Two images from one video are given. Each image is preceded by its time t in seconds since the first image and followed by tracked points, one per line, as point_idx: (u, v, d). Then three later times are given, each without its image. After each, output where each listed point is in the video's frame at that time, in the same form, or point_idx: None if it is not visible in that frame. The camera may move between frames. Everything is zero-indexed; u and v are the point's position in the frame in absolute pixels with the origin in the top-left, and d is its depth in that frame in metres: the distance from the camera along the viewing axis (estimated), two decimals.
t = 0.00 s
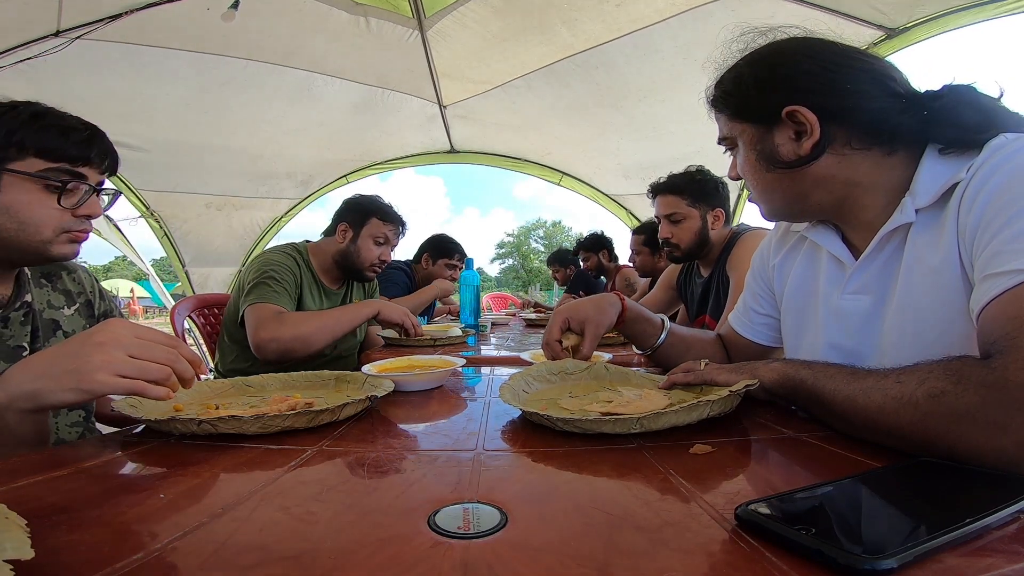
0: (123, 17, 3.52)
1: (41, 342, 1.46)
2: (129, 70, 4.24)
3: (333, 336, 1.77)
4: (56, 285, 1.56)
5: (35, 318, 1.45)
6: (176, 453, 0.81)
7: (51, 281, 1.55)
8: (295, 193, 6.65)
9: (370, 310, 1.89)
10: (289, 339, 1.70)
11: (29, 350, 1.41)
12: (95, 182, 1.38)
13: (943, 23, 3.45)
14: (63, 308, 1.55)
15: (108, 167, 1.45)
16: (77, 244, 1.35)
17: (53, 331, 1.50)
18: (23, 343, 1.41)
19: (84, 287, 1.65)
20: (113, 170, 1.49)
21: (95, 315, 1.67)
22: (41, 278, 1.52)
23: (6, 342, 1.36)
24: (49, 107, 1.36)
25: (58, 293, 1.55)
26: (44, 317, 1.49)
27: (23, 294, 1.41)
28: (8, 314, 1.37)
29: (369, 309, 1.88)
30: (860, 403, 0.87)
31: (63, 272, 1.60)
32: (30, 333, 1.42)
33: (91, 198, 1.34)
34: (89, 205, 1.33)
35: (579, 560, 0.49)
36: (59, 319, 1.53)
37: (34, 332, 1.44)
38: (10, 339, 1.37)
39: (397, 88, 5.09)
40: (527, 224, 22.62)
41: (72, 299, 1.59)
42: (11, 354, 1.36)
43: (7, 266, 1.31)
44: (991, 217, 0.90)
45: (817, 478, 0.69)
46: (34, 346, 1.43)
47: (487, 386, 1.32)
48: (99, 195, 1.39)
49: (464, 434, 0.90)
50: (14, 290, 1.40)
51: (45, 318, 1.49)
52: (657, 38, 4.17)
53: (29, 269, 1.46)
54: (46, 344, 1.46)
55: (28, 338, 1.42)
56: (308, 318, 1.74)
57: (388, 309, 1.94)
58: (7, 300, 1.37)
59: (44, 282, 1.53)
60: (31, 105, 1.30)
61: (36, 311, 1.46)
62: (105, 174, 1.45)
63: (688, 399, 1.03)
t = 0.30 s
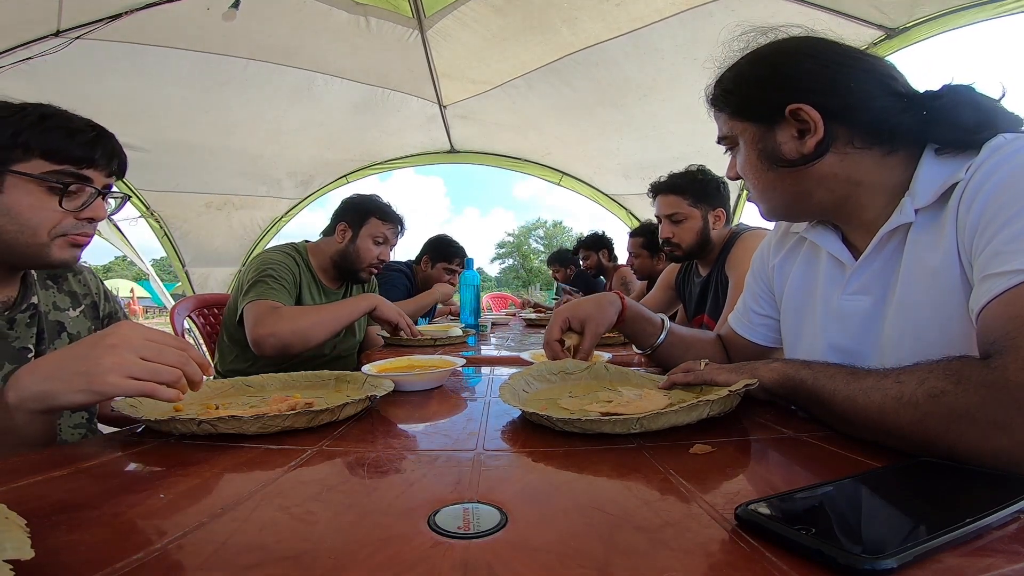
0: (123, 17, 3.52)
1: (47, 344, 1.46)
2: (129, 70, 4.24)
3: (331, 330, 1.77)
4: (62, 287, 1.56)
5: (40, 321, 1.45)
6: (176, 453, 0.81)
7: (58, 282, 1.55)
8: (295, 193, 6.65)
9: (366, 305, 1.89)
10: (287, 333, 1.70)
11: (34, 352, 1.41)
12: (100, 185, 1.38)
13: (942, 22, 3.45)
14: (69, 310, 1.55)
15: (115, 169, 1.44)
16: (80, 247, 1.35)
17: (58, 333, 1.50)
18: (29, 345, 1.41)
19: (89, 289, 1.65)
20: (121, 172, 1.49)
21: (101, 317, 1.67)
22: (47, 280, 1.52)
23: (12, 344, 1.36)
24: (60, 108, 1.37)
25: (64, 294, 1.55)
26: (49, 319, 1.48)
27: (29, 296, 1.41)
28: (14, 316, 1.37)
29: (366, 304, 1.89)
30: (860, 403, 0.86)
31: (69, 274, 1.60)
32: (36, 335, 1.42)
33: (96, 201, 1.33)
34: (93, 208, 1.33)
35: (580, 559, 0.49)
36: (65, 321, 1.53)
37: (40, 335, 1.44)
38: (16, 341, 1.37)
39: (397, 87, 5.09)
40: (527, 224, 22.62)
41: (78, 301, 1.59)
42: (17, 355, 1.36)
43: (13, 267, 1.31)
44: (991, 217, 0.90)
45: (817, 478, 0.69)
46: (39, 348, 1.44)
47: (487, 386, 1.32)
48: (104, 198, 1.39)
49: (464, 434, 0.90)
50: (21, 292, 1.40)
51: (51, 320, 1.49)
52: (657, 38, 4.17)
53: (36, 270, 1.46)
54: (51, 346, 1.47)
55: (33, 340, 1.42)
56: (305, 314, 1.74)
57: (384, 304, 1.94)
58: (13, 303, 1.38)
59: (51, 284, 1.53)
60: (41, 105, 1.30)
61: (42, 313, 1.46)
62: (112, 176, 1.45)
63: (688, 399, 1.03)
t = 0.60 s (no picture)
0: (123, 17, 3.52)
1: (46, 344, 1.46)
2: (129, 70, 4.24)
3: (337, 326, 1.77)
4: (61, 287, 1.56)
5: (40, 321, 1.45)
6: (176, 453, 0.81)
7: (57, 283, 1.55)
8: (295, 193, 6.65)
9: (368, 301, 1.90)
10: (297, 332, 1.69)
11: (33, 352, 1.41)
12: (102, 189, 1.37)
13: (942, 23, 3.46)
14: (68, 310, 1.55)
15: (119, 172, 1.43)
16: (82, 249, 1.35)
17: (58, 333, 1.50)
18: (28, 345, 1.41)
19: (89, 289, 1.65)
20: (124, 174, 1.49)
21: (100, 317, 1.67)
22: (47, 280, 1.52)
23: (11, 343, 1.36)
24: (66, 110, 1.37)
25: (63, 294, 1.55)
26: (49, 319, 1.48)
27: (28, 296, 1.41)
28: (14, 315, 1.37)
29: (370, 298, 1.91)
30: (860, 403, 0.87)
31: (68, 274, 1.60)
32: (35, 335, 1.42)
33: (97, 205, 1.33)
34: (94, 212, 1.33)
35: (579, 559, 0.49)
36: (64, 321, 1.53)
37: (39, 335, 1.44)
38: (15, 341, 1.37)
39: (397, 87, 5.09)
40: (527, 224, 22.62)
41: (77, 301, 1.59)
42: (15, 355, 1.36)
43: (13, 267, 1.31)
44: (991, 217, 0.90)
45: (817, 478, 0.69)
46: (38, 348, 1.43)
47: (487, 386, 1.32)
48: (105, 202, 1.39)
49: (464, 434, 0.90)
50: (21, 292, 1.41)
51: (50, 320, 1.49)
52: (658, 38, 4.17)
53: (36, 270, 1.47)
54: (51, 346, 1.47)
55: (32, 340, 1.42)
56: (311, 312, 1.74)
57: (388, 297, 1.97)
58: (12, 303, 1.38)
59: (50, 284, 1.53)
60: (47, 106, 1.30)
61: (41, 313, 1.46)
62: (114, 179, 1.44)
63: (688, 399, 1.03)
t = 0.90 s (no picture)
0: (123, 17, 3.52)
1: (43, 347, 1.46)
2: (129, 70, 4.23)
3: (384, 328, 1.83)
4: (60, 290, 1.56)
5: (38, 323, 1.45)
6: (176, 453, 0.81)
7: (56, 285, 1.56)
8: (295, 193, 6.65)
9: (416, 302, 1.95)
10: (347, 335, 1.73)
11: (31, 355, 1.41)
12: (102, 193, 1.37)
13: (942, 23, 3.46)
14: (66, 313, 1.56)
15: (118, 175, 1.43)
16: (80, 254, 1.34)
17: (56, 335, 1.50)
18: (25, 347, 1.41)
19: (88, 292, 1.65)
20: (124, 179, 1.48)
21: (99, 321, 1.67)
22: (45, 283, 1.53)
23: (7, 345, 1.37)
24: (71, 114, 1.37)
25: (62, 297, 1.56)
26: (47, 322, 1.49)
27: (27, 299, 1.42)
28: (12, 318, 1.38)
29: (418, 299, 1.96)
30: (859, 403, 0.87)
31: (68, 277, 1.61)
32: (32, 338, 1.42)
33: (95, 209, 1.33)
34: (93, 216, 1.33)
35: (579, 559, 0.49)
36: (62, 324, 1.53)
37: (37, 337, 1.44)
38: (11, 343, 1.37)
39: (397, 87, 5.09)
40: (527, 224, 22.61)
41: (76, 304, 1.60)
42: (10, 358, 1.36)
43: (11, 270, 1.31)
44: (991, 216, 0.90)
45: (817, 478, 0.70)
46: (36, 351, 1.43)
47: (487, 386, 1.32)
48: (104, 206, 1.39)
49: (464, 434, 0.90)
50: (20, 295, 1.41)
51: (48, 323, 1.49)
52: (658, 38, 4.17)
53: (35, 273, 1.47)
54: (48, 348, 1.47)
55: (29, 343, 1.42)
56: (359, 314, 1.78)
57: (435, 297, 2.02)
58: (11, 305, 1.38)
59: (49, 287, 1.53)
60: (48, 108, 1.31)
61: (39, 316, 1.46)
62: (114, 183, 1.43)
63: (688, 399, 1.03)
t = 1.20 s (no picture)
0: (123, 17, 3.52)
1: (47, 348, 1.46)
2: (129, 70, 4.24)
3: (386, 335, 1.84)
4: (64, 290, 1.56)
5: (42, 324, 1.45)
6: (176, 454, 0.81)
7: (60, 286, 1.55)
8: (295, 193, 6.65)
9: (420, 304, 2.01)
10: (350, 345, 1.74)
11: (35, 355, 1.42)
12: (106, 192, 1.37)
13: (943, 23, 3.46)
14: (70, 313, 1.55)
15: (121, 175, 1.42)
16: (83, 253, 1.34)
17: (60, 335, 1.50)
18: (29, 347, 1.41)
19: (91, 292, 1.65)
20: (127, 178, 1.48)
21: (102, 321, 1.67)
22: (50, 283, 1.52)
23: (12, 346, 1.37)
24: (74, 113, 1.37)
25: (66, 298, 1.56)
26: (51, 322, 1.48)
27: (30, 299, 1.42)
28: (16, 318, 1.38)
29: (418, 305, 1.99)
30: (860, 403, 0.87)
31: (72, 278, 1.61)
32: (36, 338, 1.42)
33: (98, 208, 1.33)
34: (96, 215, 1.32)
35: (579, 559, 0.49)
36: (66, 324, 1.53)
37: (41, 337, 1.44)
38: (15, 343, 1.37)
39: (397, 87, 5.09)
40: (527, 224, 22.60)
41: (79, 304, 1.60)
42: (15, 358, 1.36)
43: (16, 270, 1.31)
44: (993, 216, 0.90)
45: (817, 478, 0.69)
46: (40, 351, 1.44)
47: (487, 386, 1.32)
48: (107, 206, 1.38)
49: (464, 434, 0.90)
50: (23, 295, 1.41)
51: (52, 323, 1.49)
52: (658, 38, 4.17)
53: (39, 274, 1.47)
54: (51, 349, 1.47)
55: (34, 343, 1.42)
56: (364, 322, 1.80)
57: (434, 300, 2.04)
58: (15, 305, 1.38)
59: (53, 287, 1.53)
60: (48, 110, 1.30)
61: (43, 316, 1.46)
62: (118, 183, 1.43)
63: (688, 399, 1.03)
